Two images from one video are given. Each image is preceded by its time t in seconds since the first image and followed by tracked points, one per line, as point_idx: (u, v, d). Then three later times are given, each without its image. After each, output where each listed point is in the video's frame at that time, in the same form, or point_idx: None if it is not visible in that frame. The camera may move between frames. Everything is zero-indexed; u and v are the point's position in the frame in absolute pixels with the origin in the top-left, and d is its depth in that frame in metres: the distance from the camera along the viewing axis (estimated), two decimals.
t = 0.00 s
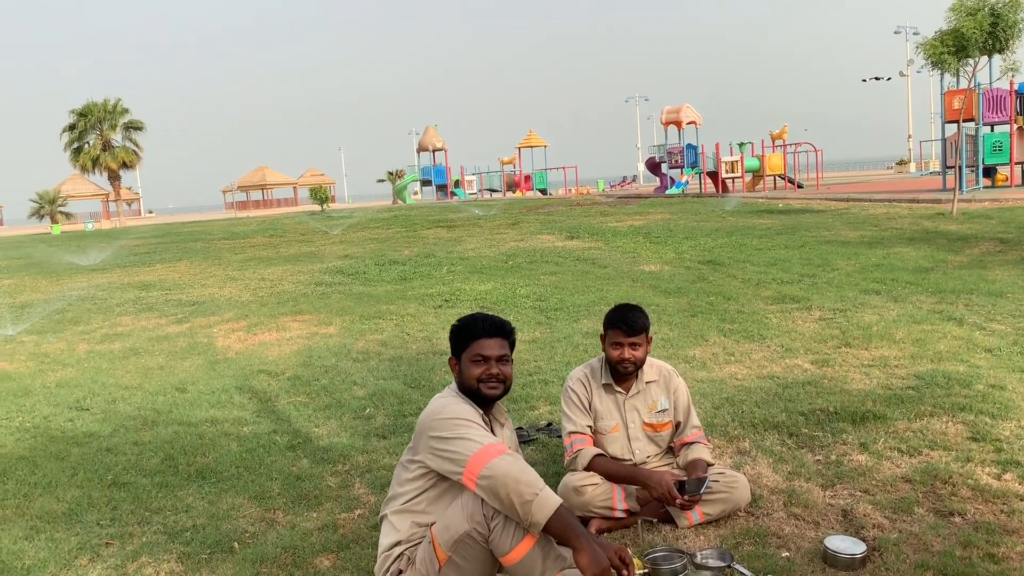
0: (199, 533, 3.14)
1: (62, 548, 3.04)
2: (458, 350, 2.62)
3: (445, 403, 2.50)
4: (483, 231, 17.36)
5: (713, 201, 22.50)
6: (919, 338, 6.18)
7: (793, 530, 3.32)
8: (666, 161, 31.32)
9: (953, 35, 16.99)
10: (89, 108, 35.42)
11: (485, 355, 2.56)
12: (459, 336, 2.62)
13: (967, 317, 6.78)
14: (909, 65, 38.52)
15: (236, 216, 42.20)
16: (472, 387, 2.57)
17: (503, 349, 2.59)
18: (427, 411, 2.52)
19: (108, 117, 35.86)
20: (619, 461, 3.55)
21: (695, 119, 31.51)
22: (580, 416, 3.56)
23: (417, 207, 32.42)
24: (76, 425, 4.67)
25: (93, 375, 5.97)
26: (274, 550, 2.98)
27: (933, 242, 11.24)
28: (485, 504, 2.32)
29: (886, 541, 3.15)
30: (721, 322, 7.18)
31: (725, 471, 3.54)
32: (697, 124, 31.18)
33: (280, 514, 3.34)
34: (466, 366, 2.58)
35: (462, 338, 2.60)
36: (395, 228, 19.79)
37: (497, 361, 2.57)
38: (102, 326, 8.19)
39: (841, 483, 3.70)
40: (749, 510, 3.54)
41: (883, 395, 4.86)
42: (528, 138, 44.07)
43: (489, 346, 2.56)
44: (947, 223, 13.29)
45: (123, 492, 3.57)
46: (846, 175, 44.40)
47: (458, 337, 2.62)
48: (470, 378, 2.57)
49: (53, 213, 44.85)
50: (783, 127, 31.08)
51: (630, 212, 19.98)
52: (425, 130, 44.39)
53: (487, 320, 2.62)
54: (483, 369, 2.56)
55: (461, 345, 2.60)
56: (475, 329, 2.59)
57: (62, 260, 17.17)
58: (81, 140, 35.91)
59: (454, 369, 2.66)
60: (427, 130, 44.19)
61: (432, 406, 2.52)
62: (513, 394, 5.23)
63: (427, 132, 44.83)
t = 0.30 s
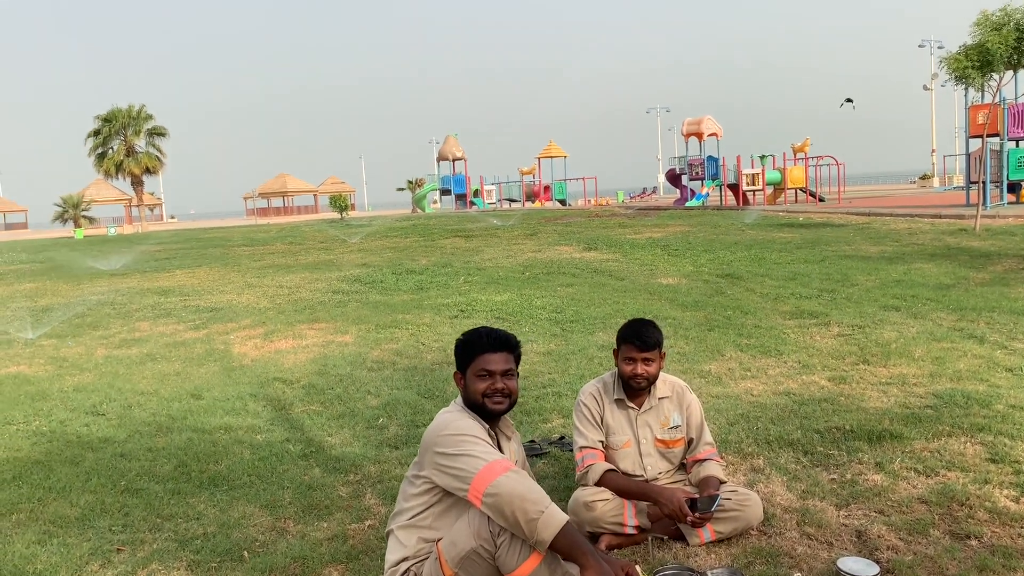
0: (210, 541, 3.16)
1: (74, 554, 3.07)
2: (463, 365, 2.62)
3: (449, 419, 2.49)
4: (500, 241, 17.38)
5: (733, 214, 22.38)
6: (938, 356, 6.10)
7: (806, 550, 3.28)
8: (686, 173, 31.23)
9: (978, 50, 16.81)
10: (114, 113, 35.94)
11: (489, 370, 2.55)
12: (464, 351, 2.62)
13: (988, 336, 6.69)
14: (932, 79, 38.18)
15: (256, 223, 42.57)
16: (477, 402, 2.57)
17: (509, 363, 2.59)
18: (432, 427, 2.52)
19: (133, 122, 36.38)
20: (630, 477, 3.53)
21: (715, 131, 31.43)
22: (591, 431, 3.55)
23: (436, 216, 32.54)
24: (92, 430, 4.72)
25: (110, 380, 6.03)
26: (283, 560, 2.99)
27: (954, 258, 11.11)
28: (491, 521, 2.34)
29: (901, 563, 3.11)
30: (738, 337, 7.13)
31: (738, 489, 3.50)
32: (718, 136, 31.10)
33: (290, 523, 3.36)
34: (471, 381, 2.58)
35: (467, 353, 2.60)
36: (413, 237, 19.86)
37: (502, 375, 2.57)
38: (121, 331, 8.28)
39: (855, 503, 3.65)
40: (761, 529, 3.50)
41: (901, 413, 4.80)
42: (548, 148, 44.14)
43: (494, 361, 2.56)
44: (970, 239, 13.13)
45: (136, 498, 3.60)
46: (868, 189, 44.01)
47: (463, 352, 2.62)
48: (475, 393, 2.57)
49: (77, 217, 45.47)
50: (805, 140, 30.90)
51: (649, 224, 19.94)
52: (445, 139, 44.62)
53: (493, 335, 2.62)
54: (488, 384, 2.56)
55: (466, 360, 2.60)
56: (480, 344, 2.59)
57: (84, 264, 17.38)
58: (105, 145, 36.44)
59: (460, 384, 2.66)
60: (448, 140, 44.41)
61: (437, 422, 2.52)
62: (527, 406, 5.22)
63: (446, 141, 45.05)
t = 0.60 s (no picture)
0: (227, 530, 3.20)
1: (94, 539, 3.12)
2: (480, 360, 2.62)
3: (466, 414, 2.50)
4: (520, 238, 17.37)
5: (755, 215, 22.21)
6: (960, 361, 6.01)
7: (822, 553, 3.25)
8: (708, 173, 31.03)
9: (1006, 52, 16.52)
10: (139, 105, 36.35)
11: (506, 365, 2.55)
12: (481, 346, 2.62)
13: (1013, 341, 6.58)
14: (960, 81, 37.52)
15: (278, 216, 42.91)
16: (494, 398, 2.57)
17: (525, 358, 2.59)
18: (448, 421, 2.52)
19: (158, 114, 36.81)
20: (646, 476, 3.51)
21: (738, 131, 31.18)
22: (608, 429, 3.53)
23: (456, 212, 32.60)
24: (113, 417, 4.78)
25: (132, 368, 6.11)
26: (299, 550, 3.01)
27: (979, 263, 10.94)
28: (505, 517, 2.34)
29: (918, 568, 3.07)
30: (757, 338, 7.07)
31: (755, 490, 3.48)
32: (741, 135, 30.86)
33: (307, 513, 3.38)
34: (488, 376, 2.58)
35: (484, 348, 2.60)
36: (433, 233, 19.91)
37: (519, 371, 2.57)
38: (142, 321, 8.38)
39: (873, 507, 3.61)
40: (777, 530, 3.47)
41: (921, 418, 4.73)
42: (570, 146, 44.04)
43: (510, 356, 2.56)
44: (997, 243, 12.92)
45: (155, 486, 3.65)
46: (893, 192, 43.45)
47: (480, 347, 2.62)
48: (492, 388, 2.57)
49: (103, 207, 46.08)
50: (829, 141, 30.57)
51: (670, 223, 19.84)
52: (467, 136, 44.67)
53: (509, 330, 2.61)
54: (504, 379, 2.56)
55: (483, 355, 2.60)
56: (497, 339, 2.59)
57: (108, 254, 17.62)
58: (131, 136, 36.88)
59: (477, 379, 2.66)
60: (469, 136, 44.47)
61: (454, 416, 2.52)
62: (544, 402, 5.21)
63: (468, 137, 45.11)
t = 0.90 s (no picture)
0: (245, 517, 3.23)
1: (114, 524, 3.17)
2: (498, 352, 2.62)
3: (483, 405, 2.50)
4: (538, 230, 17.35)
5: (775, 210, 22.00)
6: (981, 359, 5.93)
7: (837, 550, 3.22)
8: (728, 167, 30.79)
9: None
10: (162, 96, 36.71)
11: (524, 358, 2.55)
12: (499, 338, 2.62)
13: None
14: (986, 75, 36.84)
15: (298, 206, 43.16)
16: (512, 390, 2.57)
17: (543, 351, 2.58)
18: (466, 412, 2.53)
19: (179, 104, 37.10)
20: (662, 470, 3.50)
21: (760, 125, 30.90)
22: (624, 423, 3.52)
23: (475, 205, 32.60)
24: (133, 404, 4.85)
25: (152, 357, 6.19)
26: (316, 539, 3.04)
27: (1003, 260, 10.78)
28: (520, 509, 2.34)
29: (934, 566, 3.04)
30: (776, 333, 7.01)
31: (771, 486, 3.46)
32: (762, 129, 30.59)
33: (324, 502, 3.41)
34: (506, 368, 2.58)
35: (502, 340, 2.60)
36: (452, 225, 19.94)
37: (536, 363, 2.57)
38: (163, 310, 8.47)
39: (890, 505, 3.58)
40: (793, 526, 3.45)
41: (940, 415, 4.68)
42: (590, 139, 43.86)
43: (528, 349, 2.56)
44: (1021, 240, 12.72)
45: (174, 473, 3.70)
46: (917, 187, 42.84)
47: (499, 339, 2.62)
48: (509, 380, 2.57)
49: (125, 196, 46.56)
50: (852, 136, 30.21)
51: (690, 217, 19.72)
52: (486, 128, 44.64)
53: (528, 323, 2.61)
54: (522, 371, 2.56)
55: (501, 347, 2.60)
56: (515, 332, 2.58)
57: (130, 243, 17.80)
58: (152, 126, 37.21)
59: (494, 371, 2.67)
60: (489, 128, 44.44)
61: (471, 408, 2.53)
62: (560, 396, 5.21)
63: (488, 129, 45.06)
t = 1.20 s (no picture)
0: (261, 509, 3.25)
1: (132, 516, 3.20)
2: (515, 345, 2.62)
3: (501, 397, 2.50)
4: (553, 224, 17.31)
5: (792, 204, 21.82)
6: (1001, 354, 5.85)
7: (855, 546, 3.19)
8: (744, 160, 30.57)
9: None
10: (178, 90, 36.93)
11: (542, 351, 2.54)
12: (516, 331, 2.61)
13: None
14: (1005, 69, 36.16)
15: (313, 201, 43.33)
16: (529, 383, 2.56)
17: (561, 345, 2.57)
18: (484, 404, 2.53)
19: (195, 99, 37.31)
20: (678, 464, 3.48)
21: (776, 118, 30.64)
22: (639, 417, 3.50)
23: (489, 199, 32.59)
24: (151, 396, 4.89)
25: (169, 349, 6.24)
26: (332, 531, 3.05)
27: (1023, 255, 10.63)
28: (537, 501, 2.34)
29: (953, 563, 3.00)
30: (792, 328, 6.96)
31: (787, 481, 3.43)
32: (779, 123, 30.34)
33: (340, 495, 3.42)
34: (523, 362, 2.57)
35: (520, 333, 2.59)
36: (466, 219, 19.95)
37: (554, 357, 2.56)
38: (179, 302, 8.53)
39: (907, 501, 3.54)
40: (810, 522, 3.43)
41: (959, 411, 4.62)
42: (605, 133, 43.69)
43: (546, 343, 2.55)
44: None
45: (192, 464, 3.73)
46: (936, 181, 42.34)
47: (516, 332, 2.61)
48: (527, 374, 2.56)
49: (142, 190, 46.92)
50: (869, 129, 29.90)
51: (705, 211, 19.60)
52: (501, 122, 44.58)
53: (545, 317, 2.60)
54: (539, 365, 2.55)
55: (519, 340, 2.60)
56: (532, 326, 2.58)
57: (146, 236, 17.93)
58: (168, 120, 37.45)
59: (511, 364, 2.66)
60: (504, 122, 44.37)
61: (489, 400, 2.53)
62: (575, 390, 5.20)
63: (502, 123, 44.99)
